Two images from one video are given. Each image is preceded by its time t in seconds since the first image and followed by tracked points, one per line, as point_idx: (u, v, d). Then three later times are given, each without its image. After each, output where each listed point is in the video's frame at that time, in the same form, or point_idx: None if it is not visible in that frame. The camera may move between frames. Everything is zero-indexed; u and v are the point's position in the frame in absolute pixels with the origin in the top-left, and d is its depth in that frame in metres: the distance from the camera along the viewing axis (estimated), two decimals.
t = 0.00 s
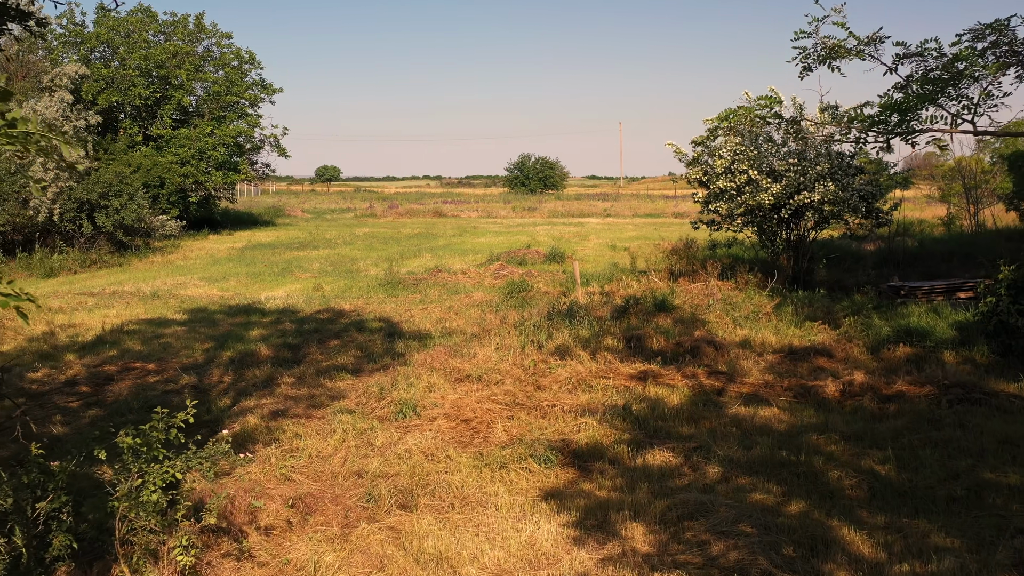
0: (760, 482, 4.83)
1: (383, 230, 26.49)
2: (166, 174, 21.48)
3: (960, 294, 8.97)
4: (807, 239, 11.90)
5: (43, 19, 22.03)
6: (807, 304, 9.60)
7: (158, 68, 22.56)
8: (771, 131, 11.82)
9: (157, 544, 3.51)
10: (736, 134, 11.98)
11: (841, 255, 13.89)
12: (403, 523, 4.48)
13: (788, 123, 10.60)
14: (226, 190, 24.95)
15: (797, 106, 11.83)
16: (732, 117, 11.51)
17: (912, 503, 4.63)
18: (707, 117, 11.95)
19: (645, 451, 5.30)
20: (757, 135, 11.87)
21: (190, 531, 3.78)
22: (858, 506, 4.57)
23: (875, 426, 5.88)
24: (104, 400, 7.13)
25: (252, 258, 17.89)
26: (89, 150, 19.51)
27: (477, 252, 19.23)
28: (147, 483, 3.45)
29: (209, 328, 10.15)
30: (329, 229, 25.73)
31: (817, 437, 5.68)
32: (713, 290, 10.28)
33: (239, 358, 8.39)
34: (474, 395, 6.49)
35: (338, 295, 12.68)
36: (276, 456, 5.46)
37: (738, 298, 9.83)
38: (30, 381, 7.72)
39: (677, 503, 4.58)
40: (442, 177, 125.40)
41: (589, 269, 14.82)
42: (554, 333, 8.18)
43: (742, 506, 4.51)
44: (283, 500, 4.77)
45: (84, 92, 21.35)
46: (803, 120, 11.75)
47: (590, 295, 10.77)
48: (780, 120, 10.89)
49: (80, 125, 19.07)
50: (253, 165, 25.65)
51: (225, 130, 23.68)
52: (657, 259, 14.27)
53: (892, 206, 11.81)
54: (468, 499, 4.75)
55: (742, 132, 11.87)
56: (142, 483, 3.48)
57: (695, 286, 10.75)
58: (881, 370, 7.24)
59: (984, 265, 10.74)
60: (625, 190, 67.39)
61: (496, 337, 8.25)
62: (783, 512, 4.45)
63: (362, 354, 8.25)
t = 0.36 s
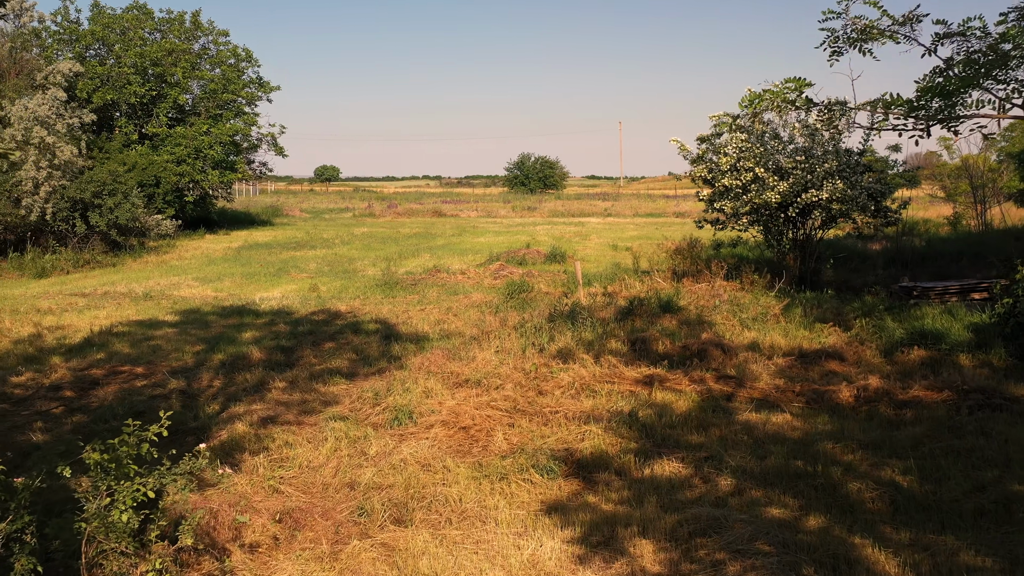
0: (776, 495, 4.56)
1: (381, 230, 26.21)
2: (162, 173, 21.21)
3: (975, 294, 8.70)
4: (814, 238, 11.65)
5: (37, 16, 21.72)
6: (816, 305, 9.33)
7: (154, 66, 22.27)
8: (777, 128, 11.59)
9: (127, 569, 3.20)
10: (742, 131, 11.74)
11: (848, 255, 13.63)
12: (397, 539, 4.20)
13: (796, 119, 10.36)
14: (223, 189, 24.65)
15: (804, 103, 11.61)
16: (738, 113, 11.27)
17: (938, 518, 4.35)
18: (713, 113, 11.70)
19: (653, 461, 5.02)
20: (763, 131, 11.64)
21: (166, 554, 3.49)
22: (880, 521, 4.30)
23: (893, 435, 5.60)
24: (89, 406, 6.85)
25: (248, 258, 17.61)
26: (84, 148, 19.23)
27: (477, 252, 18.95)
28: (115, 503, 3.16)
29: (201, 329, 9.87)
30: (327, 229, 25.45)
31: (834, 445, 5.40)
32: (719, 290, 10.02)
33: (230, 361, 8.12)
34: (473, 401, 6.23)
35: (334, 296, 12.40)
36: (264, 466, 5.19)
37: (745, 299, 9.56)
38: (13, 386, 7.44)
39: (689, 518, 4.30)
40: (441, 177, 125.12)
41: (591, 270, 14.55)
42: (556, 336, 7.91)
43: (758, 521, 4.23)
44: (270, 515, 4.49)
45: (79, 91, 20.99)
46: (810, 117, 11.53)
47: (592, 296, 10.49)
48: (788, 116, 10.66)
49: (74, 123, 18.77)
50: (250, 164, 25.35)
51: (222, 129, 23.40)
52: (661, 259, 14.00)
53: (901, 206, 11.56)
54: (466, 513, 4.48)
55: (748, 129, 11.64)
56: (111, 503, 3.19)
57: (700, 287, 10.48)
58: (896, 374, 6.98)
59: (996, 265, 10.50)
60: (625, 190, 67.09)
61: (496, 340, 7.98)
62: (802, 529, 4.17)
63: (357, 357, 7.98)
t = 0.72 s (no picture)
0: (792, 510, 4.28)
1: (379, 229, 25.93)
2: (157, 172, 20.90)
3: (989, 294, 8.44)
4: (821, 238, 11.43)
5: (30, 13, 21.38)
6: (825, 307, 9.07)
7: (149, 63, 21.93)
8: (782, 124, 11.36)
9: None
10: (747, 128, 11.50)
11: (853, 255, 13.41)
12: (388, 557, 3.92)
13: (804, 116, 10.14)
14: (219, 188, 24.34)
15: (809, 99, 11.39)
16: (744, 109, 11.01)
17: (965, 533, 4.07)
18: (717, 109, 11.44)
19: (660, 472, 4.75)
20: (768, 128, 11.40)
21: None
22: (903, 538, 4.02)
23: (912, 443, 5.32)
24: (70, 412, 6.56)
25: (243, 258, 17.32)
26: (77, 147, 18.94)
27: (475, 252, 18.65)
28: (76, 527, 2.89)
29: (191, 331, 9.58)
30: (325, 229, 25.19)
31: (849, 455, 5.13)
32: (724, 291, 9.74)
33: (219, 364, 7.84)
34: (471, 407, 5.96)
35: (329, 297, 12.11)
36: (249, 478, 4.91)
37: (751, 300, 9.29)
38: None
39: (700, 534, 4.02)
40: (440, 176, 124.66)
41: (592, 270, 14.28)
42: (557, 338, 7.62)
43: (773, 539, 3.95)
44: (252, 532, 4.21)
45: (73, 89, 20.63)
46: (816, 114, 11.31)
47: (594, 297, 10.21)
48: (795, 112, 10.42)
49: (67, 121, 18.45)
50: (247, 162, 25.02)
51: (217, 127, 23.06)
52: (663, 259, 13.73)
53: (908, 204, 11.36)
54: (462, 529, 4.20)
55: (754, 125, 11.39)
56: (73, 525, 2.92)
57: (705, 288, 10.21)
58: (911, 378, 6.70)
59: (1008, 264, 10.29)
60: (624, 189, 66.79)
61: (495, 343, 7.70)
62: (821, 547, 3.89)
63: (351, 360, 7.71)
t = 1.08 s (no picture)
0: (809, 526, 4.00)
1: (377, 229, 25.65)
2: (152, 171, 20.53)
3: (1004, 295, 8.16)
4: (827, 237, 11.22)
5: (23, 9, 21.02)
6: (833, 309, 8.80)
7: (144, 61, 21.48)
8: (787, 121, 11.11)
9: None
10: (751, 125, 11.24)
11: (859, 254, 13.16)
12: None
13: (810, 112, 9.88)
14: (216, 187, 23.90)
15: (814, 95, 11.14)
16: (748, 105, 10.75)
17: (995, 552, 3.79)
18: (720, 106, 11.18)
19: (667, 485, 4.47)
20: (772, 125, 11.16)
21: None
22: (930, 558, 3.73)
23: (932, 453, 5.04)
24: (49, 418, 6.27)
25: (238, 257, 17.02)
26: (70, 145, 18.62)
27: (474, 252, 18.37)
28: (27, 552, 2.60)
29: (181, 333, 9.30)
30: (322, 228, 24.89)
31: (867, 465, 4.84)
32: (730, 292, 9.46)
33: (208, 368, 7.56)
34: (467, 414, 5.69)
35: (324, 297, 11.83)
36: (231, 491, 4.63)
37: (757, 302, 9.01)
38: None
39: (711, 553, 3.74)
40: (440, 176, 124.41)
41: (593, 270, 14.01)
42: (557, 341, 7.35)
43: (790, 558, 3.67)
44: (231, 550, 3.93)
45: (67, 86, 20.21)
46: (822, 110, 11.06)
47: (596, 298, 9.93)
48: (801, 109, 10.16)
49: (60, 119, 18.10)
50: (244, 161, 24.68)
51: (213, 125, 22.64)
52: (666, 259, 13.46)
53: (918, 202, 11.08)
54: (456, 547, 3.91)
55: (758, 122, 11.14)
56: (24, 553, 2.61)
57: (709, 289, 9.95)
58: (926, 384, 6.42)
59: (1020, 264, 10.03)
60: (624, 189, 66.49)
61: (494, 345, 7.44)
62: (842, 568, 3.61)
63: (344, 364, 7.44)
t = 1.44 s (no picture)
0: (829, 546, 3.72)
1: (375, 229, 25.37)
2: (147, 170, 20.08)
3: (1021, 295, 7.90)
4: (835, 237, 11.01)
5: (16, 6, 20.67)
6: (842, 310, 8.53)
7: (138, 59, 20.86)
8: (793, 116, 10.84)
9: None
10: (755, 121, 10.97)
11: (865, 254, 12.92)
12: None
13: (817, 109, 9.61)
14: (212, 187, 23.32)
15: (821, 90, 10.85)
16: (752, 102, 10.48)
17: None
18: (724, 102, 10.91)
19: (675, 500, 4.19)
20: (778, 121, 10.88)
21: None
22: None
23: (954, 464, 4.76)
24: (26, 426, 5.98)
25: (232, 257, 16.71)
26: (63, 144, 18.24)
27: (472, 252, 18.09)
28: None
29: (170, 335, 9.01)
30: (319, 228, 24.59)
31: (886, 478, 4.57)
32: (735, 293, 9.18)
33: (195, 372, 7.27)
34: (464, 422, 5.42)
35: (318, 298, 11.55)
36: (211, 507, 4.35)
37: (764, 304, 8.74)
38: None
39: None
40: (439, 175, 124.09)
41: (594, 270, 13.74)
42: (558, 344, 7.07)
43: None
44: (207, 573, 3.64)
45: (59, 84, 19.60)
46: (829, 106, 10.77)
47: (597, 299, 9.66)
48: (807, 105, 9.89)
49: (52, 117, 17.73)
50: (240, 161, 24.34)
51: (209, 124, 22.02)
52: (668, 259, 13.20)
53: (927, 200, 10.82)
54: (449, 569, 3.63)
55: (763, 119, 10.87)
56: None
57: (714, 290, 9.68)
58: (943, 389, 6.16)
59: None
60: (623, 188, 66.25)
61: (492, 349, 7.17)
62: None
63: (337, 368, 7.16)
